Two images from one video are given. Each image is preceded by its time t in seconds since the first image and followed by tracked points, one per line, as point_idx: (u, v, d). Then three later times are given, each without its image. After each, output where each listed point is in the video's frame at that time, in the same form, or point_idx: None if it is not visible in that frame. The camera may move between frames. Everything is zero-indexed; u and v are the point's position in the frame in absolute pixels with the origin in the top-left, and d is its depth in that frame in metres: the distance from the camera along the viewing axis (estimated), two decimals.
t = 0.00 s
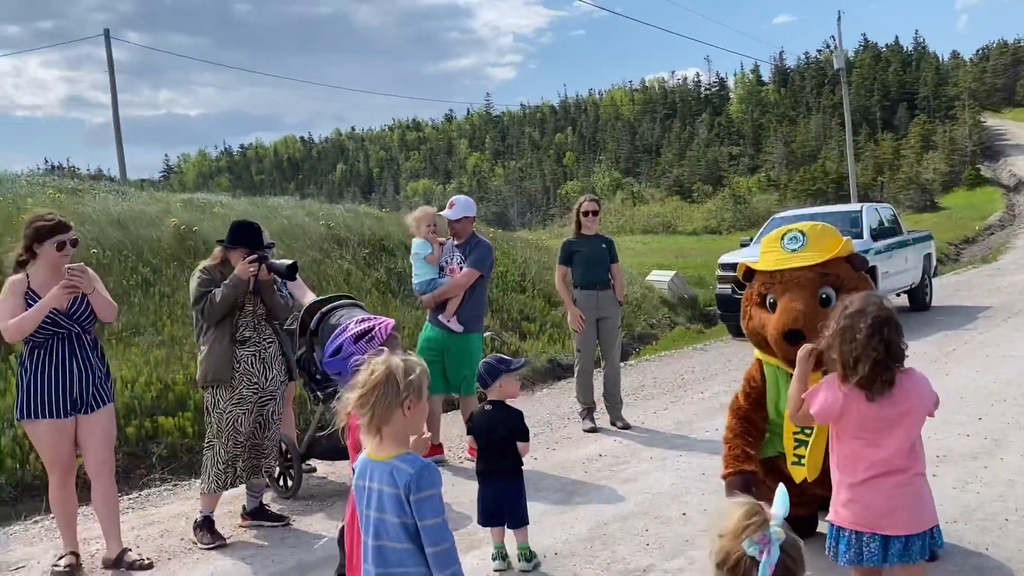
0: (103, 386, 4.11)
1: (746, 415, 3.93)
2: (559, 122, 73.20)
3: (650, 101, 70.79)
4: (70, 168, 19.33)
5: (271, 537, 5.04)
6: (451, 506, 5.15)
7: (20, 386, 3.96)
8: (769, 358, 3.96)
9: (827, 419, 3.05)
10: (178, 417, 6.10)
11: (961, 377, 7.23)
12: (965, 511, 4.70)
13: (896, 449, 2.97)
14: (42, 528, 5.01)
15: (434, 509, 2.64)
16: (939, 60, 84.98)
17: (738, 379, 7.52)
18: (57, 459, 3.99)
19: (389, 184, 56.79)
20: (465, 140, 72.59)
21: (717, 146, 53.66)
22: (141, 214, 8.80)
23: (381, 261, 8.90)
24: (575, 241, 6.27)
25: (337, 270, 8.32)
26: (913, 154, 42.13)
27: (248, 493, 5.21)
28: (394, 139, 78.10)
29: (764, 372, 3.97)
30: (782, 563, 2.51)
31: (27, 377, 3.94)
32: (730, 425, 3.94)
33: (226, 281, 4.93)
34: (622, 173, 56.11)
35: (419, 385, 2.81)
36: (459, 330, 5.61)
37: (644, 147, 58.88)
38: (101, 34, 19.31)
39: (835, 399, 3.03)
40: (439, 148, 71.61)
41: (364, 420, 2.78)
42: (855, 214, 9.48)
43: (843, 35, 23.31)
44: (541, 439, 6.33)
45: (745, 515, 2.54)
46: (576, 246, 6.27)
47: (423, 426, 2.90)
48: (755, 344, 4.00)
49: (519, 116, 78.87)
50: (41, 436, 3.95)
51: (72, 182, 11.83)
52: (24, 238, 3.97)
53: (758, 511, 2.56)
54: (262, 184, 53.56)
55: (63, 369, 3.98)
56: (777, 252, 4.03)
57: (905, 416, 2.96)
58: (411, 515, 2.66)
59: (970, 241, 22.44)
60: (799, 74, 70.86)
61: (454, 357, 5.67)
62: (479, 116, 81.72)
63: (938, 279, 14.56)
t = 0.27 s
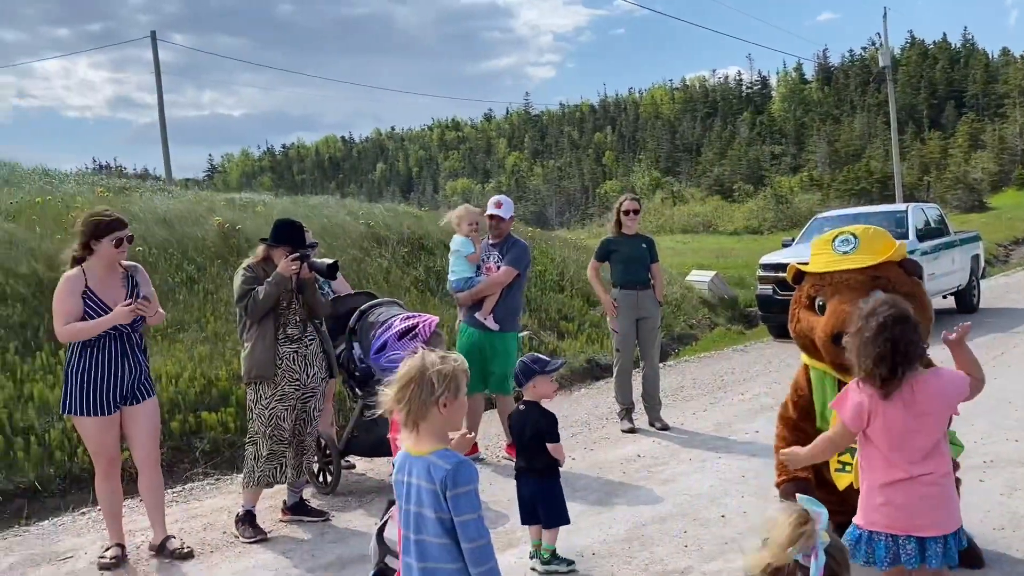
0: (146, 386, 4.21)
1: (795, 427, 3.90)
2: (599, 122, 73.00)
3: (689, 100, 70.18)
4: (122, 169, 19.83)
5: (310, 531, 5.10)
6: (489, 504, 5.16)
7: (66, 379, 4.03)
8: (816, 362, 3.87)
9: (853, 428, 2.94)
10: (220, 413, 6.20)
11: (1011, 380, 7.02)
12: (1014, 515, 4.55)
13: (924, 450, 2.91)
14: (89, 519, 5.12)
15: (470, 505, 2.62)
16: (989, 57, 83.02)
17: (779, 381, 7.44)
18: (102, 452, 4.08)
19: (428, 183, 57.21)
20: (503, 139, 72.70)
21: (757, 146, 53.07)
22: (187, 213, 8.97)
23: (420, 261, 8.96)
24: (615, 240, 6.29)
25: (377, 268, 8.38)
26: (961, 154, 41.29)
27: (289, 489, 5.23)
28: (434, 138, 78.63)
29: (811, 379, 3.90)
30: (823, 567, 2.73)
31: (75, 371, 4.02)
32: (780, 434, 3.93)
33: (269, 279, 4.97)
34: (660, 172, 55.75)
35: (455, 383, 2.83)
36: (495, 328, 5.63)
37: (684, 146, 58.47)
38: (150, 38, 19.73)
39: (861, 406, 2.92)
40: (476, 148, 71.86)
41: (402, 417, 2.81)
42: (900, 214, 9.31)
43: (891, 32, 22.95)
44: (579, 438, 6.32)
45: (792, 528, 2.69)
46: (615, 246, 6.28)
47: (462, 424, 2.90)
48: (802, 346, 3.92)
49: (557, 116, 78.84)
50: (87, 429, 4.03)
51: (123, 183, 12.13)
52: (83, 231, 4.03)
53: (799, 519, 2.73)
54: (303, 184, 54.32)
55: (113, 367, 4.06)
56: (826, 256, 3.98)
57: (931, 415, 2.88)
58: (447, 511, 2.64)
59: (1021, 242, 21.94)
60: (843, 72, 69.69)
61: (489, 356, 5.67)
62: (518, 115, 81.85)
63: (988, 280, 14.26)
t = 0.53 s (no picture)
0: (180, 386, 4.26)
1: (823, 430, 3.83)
2: (621, 122, 72.81)
3: (712, 100, 69.80)
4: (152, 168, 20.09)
5: (333, 530, 5.12)
6: (510, 504, 5.16)
7: (103, 376, 4.10)
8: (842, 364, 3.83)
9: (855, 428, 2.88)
10: (245, 411, 6.25)
11: None
12: None
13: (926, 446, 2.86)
14: (116, 515, 5.18)
15: (492, 505, 2.62)
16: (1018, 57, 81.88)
17: (804, 383, 7.38)
18: (136, 448, 4.11)
19: (450, 184, 57.41)
20: (525, 139, 72.71)
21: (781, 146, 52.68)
22: (213, 212, 9.06)
23: (443, 260, 8.99)
24: (641, 241, 6.28)
25: (400, 268, 8.42)
26: (990, 155, 40.75)
27: (312, 488, 5.24)
28: (455, 139, 78.87)
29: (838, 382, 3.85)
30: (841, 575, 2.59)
31: (112, 368, 4.09)
32: (807, 438, 3.87)
33: (293, 278, 4.99)
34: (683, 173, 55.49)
35: (476, 383, 2.83)
36: (513, 329, 5.65)
37: (707, 147, 58.20)
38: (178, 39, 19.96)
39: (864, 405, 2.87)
40: (498, 148, 71.97)
41: (425, 417, 2.82)
42: (928, 215, 9.20)
43: (920, 32, 22.71)
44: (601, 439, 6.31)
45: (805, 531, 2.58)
46: (641, 246, 6.27)
47: (483, 424, 2.90)
48: (827, 349, 3.89)
49: (579, 116, 78.77)
50: (122, 425, 4.08)
51: (151, 182, 12.28)
52: (129, 230, 4.13)
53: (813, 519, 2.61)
54: (327, 185, 54.73)
55: (150, 366, 4.12)
56: (854, 256, 3.93)
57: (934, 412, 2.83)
58: (469, 510, 2.65)
59: None
60: (869, 72, 69.03)
61: (506, 356, 5.70)
62: (539, 116, 81.86)
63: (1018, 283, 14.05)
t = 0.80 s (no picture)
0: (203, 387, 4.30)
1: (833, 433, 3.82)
2: (631, 123, 72.75)
3: (722, 101, 69.64)
4: (164, 169, 20.21)
5: (342, 529, 5.13)
6: (520, 505, 5.15)
7: (129, 374, 4.12)
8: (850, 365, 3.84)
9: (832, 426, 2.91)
10: (255, 410, 6.27)
11: None
12: None
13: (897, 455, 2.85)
14: (128, 513, 5.20)
15: (501, 505, 2.62)
16: None
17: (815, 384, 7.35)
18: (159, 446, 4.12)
19: (460, 184, 57.50)
20: (535, 139, 72.70)
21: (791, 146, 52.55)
22: (224, 212, 9.09)
23: (453, 260, 9.00)
24: (655, 241, 6.28)
25: (410, 268, 8.43)
26: (1002, 156, 40.52)
27: (322, 487, 5.26)
28: (465, 139, 78.99)
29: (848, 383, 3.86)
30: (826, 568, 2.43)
31: (139, 367, 4.11)
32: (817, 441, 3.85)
33: (303, 278, 5.01)
34: (694, 173, 55.37)
35: (485, 383, 2.84)
36: (519, 329, 5.65)
37: (717, 147, 58.10)
38: (189, 39, 20.05)
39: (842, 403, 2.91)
40: (508, 148, 72.02)
41: (434, 417, 2.82)
42: (940, 216, 9.15)
43: (934, 32, 22.61)
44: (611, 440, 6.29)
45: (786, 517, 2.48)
46: (654, 246, 6.26)
47: (491, 425, 2.91)
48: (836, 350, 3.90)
49: (589, 117, 78.75)
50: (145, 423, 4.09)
51: (163, 182, 12.35)
52: (163, 232, 4.15)
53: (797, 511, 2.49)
54: (338, 185, 54.91)
55: (178, 367, 4.16)
56: (865, 257, 3.92)
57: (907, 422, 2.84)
58: (478, 511, 2.64)
59: None
60: (880, 72, 68.77)
61: (513, 357, 5.70)
62: (549, 116, 81.89)
63: None
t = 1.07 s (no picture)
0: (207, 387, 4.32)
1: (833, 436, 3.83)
2: (633, 123, 72.76)
3: (724, 101, 69.61)
4: (167, 169, 20.24)
5: (343, 528, 5.14)
6: (521, 505, 5.16)
7: (136, 370, 4.14)
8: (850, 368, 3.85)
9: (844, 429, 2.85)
10: (257, 410, 6.27)
11: None
12: None
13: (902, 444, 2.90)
14: (131, 512, 5.21)
15: (503, 503, 2.63)
16: None
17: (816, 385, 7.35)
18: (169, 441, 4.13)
19: (461, 184, 57.53)
20: (537, 139, 72.71)
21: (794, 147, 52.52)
22: (225, 211, 9.10)
23: (455, 260, 9.01)
24: (661, 241, 6.28)
25: (412, 268, 8.43)
26: (1005, 156, 40.51)
27: (324, 486, 5.27)
28: (467, 139, 79.04)
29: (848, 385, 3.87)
30: (820, 563, 2.39)
31: (146, 364, 4.12)
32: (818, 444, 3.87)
33: (305, 278, 5.02)
34: (696, 173, 55.36)
35: (486, 381, 2.84)
36: (520, 329, 5.65)
37: (718, 148, 58.11)
38: (192, 38, 20.07)
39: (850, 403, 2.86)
40: (510, 148, 72.03)
41: (436, 417, 2.82)
42: (943, 216, 9.15)
43: (937, 33, 22.60)
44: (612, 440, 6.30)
45: (777, 512, 2.50)
46: (661, 246, 6.27)
47: (492, 423, 2.91)
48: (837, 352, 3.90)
49: (591, 117, 78.77)
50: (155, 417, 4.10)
51: (166, 181, 12.37)
52: (175, 230, 4.15)
53: (790, 506, 2.51)
54: (340, 185, 54.97)
55: (184, 366, 4.17)
56: (867, 261, 3.93)
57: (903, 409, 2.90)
58: (480, 509, 2.65)
59: None
60: (883, 72, 68.76)
61: (514, 357, 5.70)
62: (551, 116, 81.92)
63: None
